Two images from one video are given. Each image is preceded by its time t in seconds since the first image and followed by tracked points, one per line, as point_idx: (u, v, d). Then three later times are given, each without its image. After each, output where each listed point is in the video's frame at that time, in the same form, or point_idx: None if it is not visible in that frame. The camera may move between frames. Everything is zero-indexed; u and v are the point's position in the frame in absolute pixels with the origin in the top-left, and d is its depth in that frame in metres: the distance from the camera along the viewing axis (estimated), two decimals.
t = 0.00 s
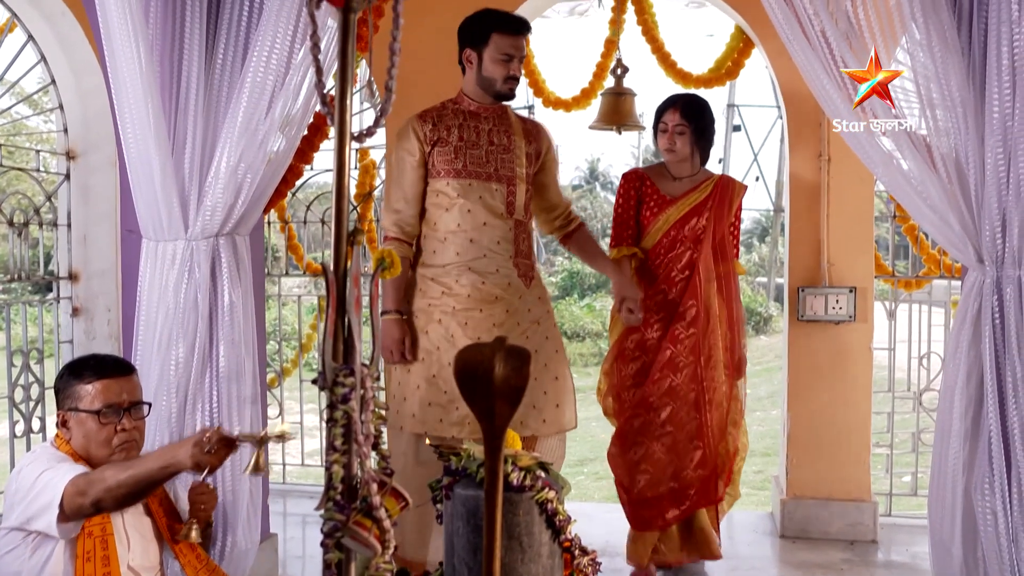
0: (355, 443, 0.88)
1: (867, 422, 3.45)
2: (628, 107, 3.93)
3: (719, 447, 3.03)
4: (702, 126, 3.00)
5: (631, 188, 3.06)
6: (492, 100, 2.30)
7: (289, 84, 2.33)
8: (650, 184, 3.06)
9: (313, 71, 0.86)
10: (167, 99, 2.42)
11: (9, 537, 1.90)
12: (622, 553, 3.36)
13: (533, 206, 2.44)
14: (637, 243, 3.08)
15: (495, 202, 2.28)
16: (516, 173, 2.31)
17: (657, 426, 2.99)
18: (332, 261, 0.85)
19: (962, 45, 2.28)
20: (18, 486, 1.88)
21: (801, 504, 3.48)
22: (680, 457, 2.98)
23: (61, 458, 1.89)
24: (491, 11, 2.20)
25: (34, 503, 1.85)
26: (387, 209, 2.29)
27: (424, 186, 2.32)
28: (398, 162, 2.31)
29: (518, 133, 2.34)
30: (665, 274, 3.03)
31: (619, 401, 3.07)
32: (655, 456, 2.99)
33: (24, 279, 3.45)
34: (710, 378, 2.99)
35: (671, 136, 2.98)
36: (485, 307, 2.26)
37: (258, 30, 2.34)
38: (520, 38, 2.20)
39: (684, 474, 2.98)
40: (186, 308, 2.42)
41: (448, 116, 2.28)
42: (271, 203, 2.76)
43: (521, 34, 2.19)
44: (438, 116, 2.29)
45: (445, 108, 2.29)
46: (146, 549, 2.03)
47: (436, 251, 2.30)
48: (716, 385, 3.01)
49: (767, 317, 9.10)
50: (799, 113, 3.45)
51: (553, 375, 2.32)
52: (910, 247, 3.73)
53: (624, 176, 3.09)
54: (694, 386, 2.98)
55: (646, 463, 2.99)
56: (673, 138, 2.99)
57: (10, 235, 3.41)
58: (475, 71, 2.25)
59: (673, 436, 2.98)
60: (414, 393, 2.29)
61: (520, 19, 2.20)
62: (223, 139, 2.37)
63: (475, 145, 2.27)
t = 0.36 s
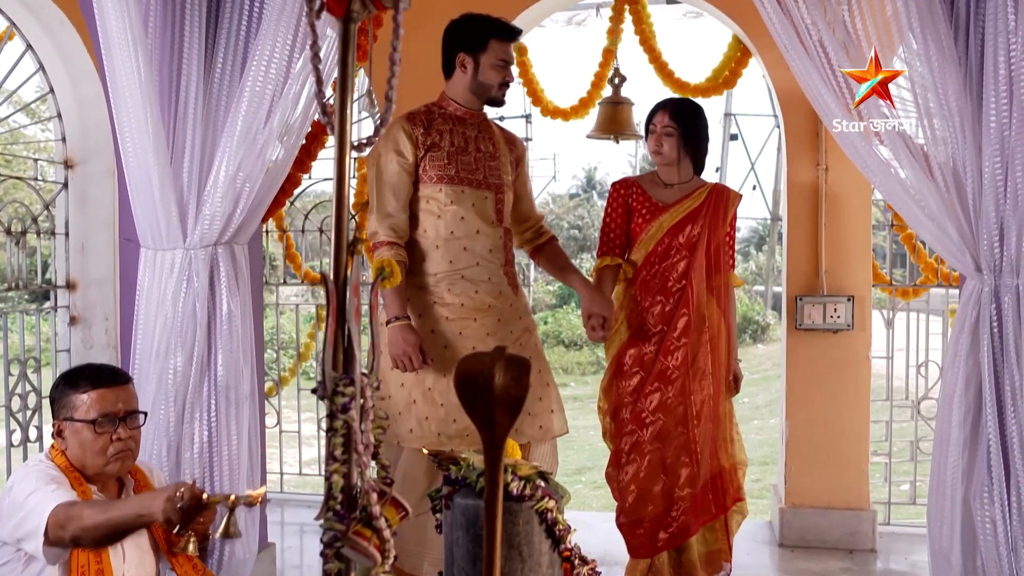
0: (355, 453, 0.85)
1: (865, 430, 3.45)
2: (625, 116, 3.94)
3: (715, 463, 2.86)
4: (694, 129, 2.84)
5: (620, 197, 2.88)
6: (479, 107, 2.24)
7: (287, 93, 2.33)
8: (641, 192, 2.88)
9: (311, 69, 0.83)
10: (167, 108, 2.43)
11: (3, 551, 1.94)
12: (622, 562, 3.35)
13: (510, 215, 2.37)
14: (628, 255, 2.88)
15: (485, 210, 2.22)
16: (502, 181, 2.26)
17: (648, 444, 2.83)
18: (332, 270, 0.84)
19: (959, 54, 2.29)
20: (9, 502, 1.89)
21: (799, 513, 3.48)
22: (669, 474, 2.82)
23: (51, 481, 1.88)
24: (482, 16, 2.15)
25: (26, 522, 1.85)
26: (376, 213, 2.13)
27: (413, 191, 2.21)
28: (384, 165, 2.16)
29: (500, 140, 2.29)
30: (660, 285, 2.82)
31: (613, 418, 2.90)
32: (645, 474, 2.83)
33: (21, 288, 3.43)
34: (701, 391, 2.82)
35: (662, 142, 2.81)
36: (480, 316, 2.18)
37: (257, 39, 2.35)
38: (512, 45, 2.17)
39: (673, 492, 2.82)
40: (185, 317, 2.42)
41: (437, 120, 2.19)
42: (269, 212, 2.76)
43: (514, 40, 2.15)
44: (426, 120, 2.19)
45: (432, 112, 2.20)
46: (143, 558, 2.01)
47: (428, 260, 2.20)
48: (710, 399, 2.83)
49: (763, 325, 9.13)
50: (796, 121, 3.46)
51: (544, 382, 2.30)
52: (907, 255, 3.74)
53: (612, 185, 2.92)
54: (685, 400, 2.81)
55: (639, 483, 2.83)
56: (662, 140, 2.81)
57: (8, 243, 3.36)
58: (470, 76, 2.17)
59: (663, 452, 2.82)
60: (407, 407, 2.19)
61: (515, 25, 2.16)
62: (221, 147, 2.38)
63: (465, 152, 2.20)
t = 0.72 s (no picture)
0: (356, 455, 0.85)
1: (865, 432, 3.45)
2: (625, 118, 3.94)
3: (714, 465, 2.78)
4: (686, 121, 2.69)
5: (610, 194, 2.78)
6: (463, 106, 2.23)
7: (288, 96, 2.33)
8: (632, 187, 2.77)
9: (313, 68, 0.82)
10: (167, 111, 2.43)
11: None
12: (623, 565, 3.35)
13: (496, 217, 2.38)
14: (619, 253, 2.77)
15: (476, 212, 2.22)
16: (490, 183, 2.26)
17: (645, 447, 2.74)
18: (333, 272, 0.83)
19: (959, 56, 2.29)
20: (1, 512, 1.94)
21: (800, 515, 3.48)
22: (667, 476, 2.75)
23: (43, 506, 1.90)
24: (468, 16, 2.13)
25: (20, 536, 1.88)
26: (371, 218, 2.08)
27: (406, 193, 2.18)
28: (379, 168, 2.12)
29: (485, 141, 2.29)
30: (649, 282, 2.70)
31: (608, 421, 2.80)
32: (642, 478, 2.74)
33: (21, 290, 3.43)
34: (697, 393, 2.71)
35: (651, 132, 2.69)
36: (475, 319, 2.19)
37: (257, 42, 2.35)
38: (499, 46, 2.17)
39: (670, 494, 2.75)
40: (185, 319, 2.42)
41: (428, 122, 2.18)
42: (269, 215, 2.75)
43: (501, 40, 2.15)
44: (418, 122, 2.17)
45: (422, 114, 2.18)
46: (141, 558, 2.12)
47: (424, 265, 2.19)
48: (706, 401, 2.72)
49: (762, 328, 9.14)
50: (796, 123, 3.46)
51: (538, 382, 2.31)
52: (907, 258, 3.75)
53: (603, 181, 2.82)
54: (679, 402, 2.72)
55: (637, 488, 2.75)
56: (648, 129, 2.69)
57: (8, 247, 3.37)
58: (458, 78, 2.15)
59: (660, 455, 2.74)
60: (406, 413, 2.17)
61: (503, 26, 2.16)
62: (222, 150, 2.38)
63: (454, 154, 2.19)
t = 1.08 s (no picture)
0: (358, 455, 0.84)
1: (864, 432, 3.45)
2: (625, 118, 3.94)
3: (703, 474, 2.59)
4: (682, 117, 2.53)
5: (608, 190, 2.66)
6: (451, 107, 2.23)
7: (288, 95, 2.33)
8: (630, 182, 2.63)
9: (316, 66, 0.81)
10: (167, 111, 2.43)
11: None
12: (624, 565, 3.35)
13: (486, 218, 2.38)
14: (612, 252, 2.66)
15: (466, 214, 2.22)
16: (479, 184, 2.26)
17: (625, 448, 2.61)
18: (333, 273, 0.83)
19: (959, 56, 2.29)
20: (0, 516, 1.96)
21: (800, 515, 3.48)
22: (646, 478, 2.61)
23: (35, 523, 1.93)
24: (457, 15, 2.13)
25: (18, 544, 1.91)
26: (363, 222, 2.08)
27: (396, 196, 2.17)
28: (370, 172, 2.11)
29: (474, 141, 2.29)
30: (637, 282, 2.58)
31: (595, 420, 2.71)
32: (622, 480, 2.61)
33: (21, 290, 3.43)
34: (680, 396, 2.57)
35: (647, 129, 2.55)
36: (468, 321, 2.19)
37: (257, 42, 2.34)
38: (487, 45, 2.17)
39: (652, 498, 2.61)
40: (185, 319, 2.42)
41: (418, 123, 2.17)
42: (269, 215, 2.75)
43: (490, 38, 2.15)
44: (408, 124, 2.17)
45: (411, 115, 2.17)
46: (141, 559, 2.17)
47: (413, 267, 2.18)
48: (690, 405, 2.56)
49: (762, 328, 9.14)
50: (797, 124, 3.46)
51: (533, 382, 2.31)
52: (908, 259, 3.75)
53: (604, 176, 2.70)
54: (660, 403, 2.58)
55: (618, 491, 2.62)
56: (642, 125, 2.55)
57: (8, 247, 3.37)
58: (446, 77, 2.15)
59: (639, 457, 2.60)
60: (401, 416, 2.16)
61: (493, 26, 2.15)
62: (222, 150, 2.38)
63: (444, 156, 2.19)
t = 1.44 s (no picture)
0: (358, 456, 0.84)
1: (864, 432, 3.45)
2: (625, 119, 3.94)
3: (684, 480, 2.53)
4: (682, 114, 2.52)
5: (610, 189, 2.67)
6: (446, 109, 2.22)
7: (288, 96, 2.33)
8: (631, 182, 2.63)
9: (316, 68, 0.81)
10: (167, 112, 2.43)
11: None
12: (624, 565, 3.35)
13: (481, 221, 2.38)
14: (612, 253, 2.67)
15: (462, 215, 2.21)
16: (475, 185, 2.26)
17: (613, 450, 2.61)
18: (333, 275, 0.82)
19: (960, 57, 2.29)
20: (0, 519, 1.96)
21: (799, 516, 3.48)
22: (629, 482, 2.60)
23: (28, 539, 1.94)
24: (451, 16, 2.14)
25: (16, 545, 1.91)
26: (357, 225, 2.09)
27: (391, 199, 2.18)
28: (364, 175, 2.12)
29: (470, 142, 2.29)
30: (631, 283, 2.58)
31: (590, 418, 2.71)
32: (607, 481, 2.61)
33: (20, 291, 3.42)
34: (666, 400, 2.54)
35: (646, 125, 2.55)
36: (463, 323, 2.19)
37: (258, 43, 2.34)
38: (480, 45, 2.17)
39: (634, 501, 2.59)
40: (185, 320, 2.42)
41: (411, 125, 2.17)
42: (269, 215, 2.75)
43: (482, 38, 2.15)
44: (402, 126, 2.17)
45: (405, 118, 2.17)
46: (140, 558, 2.18)
47: (407, 269, 2.17)
48: (673, 408, 2.52)
49: (762, 329, 9.15)
50: (797, 125, 3.46)
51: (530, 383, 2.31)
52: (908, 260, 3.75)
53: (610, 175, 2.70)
54: (646, 407, 2.57)
55: (605, 491, 2.62)
56: (642, 121, 2.56)
57: (8, 247, 3.37)
58: (439, 78, 2.15)
59: (624, 459, 2.60)
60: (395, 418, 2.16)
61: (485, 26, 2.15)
62: (222, 151, 2.38)
63: (439, 158, 2.19)
